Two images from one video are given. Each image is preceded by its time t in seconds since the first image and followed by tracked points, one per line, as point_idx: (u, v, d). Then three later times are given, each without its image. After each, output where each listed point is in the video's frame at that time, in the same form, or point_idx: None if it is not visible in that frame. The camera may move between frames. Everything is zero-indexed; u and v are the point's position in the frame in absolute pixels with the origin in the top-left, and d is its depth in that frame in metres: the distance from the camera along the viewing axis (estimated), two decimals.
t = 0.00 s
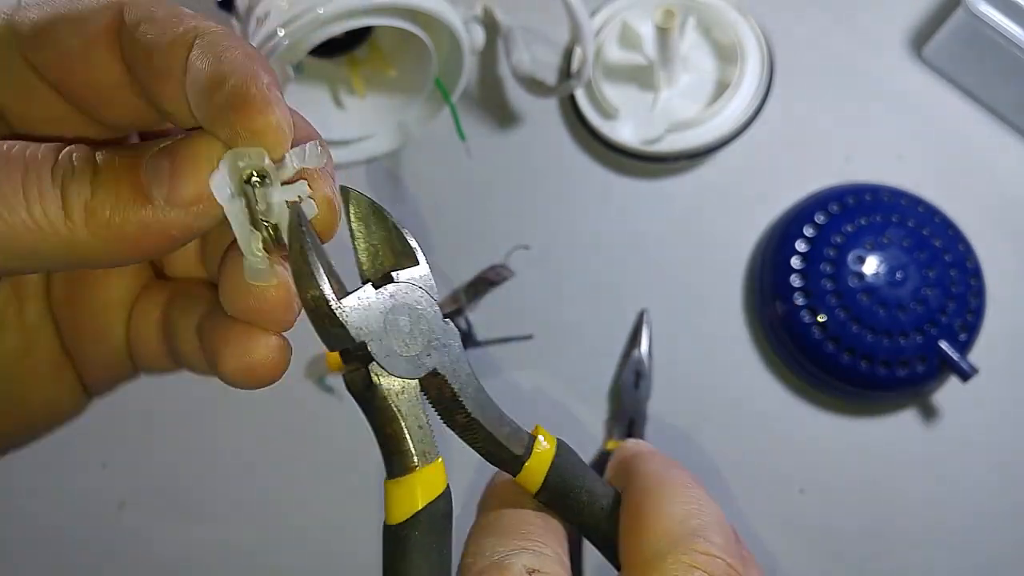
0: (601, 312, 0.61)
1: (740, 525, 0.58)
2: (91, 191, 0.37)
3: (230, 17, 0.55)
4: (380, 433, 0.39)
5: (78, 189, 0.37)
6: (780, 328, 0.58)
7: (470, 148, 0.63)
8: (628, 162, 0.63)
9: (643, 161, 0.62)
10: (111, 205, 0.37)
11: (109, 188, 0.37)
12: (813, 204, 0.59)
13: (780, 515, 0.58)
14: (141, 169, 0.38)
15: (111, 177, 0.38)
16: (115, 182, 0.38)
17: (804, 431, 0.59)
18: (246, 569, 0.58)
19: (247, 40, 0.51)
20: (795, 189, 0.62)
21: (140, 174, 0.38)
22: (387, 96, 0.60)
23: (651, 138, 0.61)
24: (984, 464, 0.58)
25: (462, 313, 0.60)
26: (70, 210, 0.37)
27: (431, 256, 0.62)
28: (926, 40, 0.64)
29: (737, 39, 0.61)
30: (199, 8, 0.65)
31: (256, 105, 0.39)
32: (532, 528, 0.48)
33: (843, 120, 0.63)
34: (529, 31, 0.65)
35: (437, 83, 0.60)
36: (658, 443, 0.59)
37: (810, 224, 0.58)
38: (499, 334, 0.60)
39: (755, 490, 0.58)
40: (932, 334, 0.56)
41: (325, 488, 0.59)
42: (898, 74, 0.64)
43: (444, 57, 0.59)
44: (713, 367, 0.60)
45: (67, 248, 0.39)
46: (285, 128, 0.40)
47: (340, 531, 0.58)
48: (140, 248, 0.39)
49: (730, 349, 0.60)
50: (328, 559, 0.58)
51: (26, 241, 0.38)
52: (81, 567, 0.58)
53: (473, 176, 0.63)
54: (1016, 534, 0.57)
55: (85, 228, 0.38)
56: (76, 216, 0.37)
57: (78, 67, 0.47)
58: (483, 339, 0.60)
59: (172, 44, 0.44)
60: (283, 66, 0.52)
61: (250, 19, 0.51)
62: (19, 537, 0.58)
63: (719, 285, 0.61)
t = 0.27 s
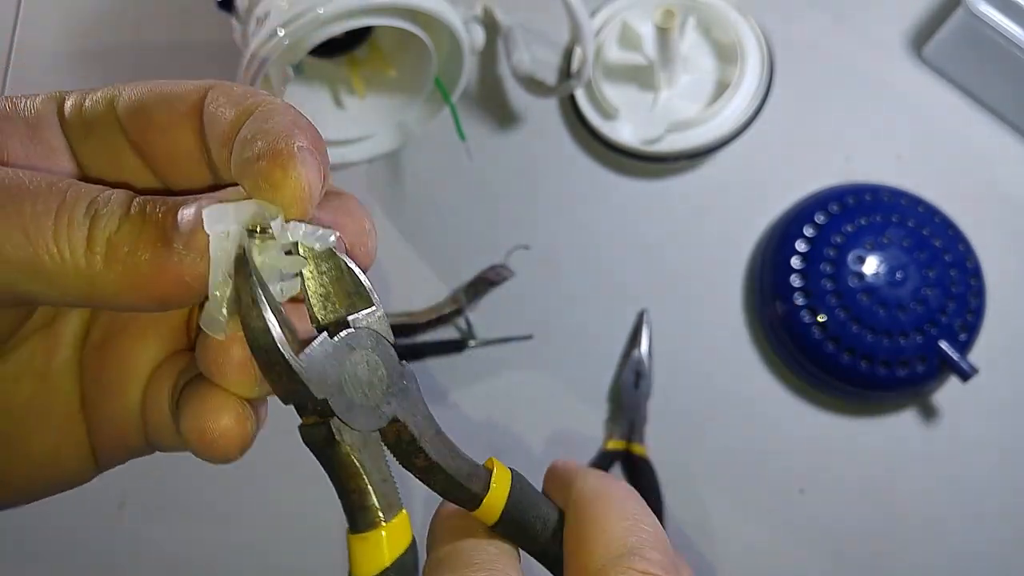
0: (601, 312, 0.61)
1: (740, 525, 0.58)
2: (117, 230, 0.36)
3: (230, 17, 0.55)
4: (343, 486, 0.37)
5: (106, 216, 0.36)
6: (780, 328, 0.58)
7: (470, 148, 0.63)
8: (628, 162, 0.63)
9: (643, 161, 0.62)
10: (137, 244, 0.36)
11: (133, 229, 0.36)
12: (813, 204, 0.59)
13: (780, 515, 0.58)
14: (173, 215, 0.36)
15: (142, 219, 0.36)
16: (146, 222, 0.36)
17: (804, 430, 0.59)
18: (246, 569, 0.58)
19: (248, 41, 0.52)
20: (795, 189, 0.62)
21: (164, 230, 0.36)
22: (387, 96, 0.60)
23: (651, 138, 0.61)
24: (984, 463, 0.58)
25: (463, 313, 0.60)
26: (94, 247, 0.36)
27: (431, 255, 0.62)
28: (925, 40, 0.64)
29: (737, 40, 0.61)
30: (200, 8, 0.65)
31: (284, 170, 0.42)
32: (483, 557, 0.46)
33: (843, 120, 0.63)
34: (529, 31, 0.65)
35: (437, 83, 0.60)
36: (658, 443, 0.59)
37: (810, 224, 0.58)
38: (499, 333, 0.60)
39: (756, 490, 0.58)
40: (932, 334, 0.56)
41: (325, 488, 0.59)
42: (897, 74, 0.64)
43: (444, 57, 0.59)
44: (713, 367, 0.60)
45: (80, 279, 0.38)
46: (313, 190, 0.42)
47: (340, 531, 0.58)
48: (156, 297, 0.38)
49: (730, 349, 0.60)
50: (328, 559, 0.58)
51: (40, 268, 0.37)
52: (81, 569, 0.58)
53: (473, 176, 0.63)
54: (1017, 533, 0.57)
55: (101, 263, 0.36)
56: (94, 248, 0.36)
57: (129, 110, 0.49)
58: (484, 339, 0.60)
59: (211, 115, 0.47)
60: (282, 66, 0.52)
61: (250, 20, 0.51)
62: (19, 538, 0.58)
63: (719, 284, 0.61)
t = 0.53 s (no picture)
0: (601, 312, 0.61)
1: (739, 524, 0.58)
2: (170, 201, 0.34)
3: (230, 17, 0.55)
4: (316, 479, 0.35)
5: (186, 189, 0.34)
6: (780, 328, 0.58)
7: (470, 148, 0.63)
8: (628, 162, 0.63)
9: (643, 161, 0.62)
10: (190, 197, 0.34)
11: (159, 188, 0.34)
12: (813, 204, 0.59)
13: (780, 515, 0.58)
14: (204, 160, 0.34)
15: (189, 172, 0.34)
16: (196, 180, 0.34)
17: (804, 430, 0.59)
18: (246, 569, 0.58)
19: (247, 41, 0.52)
20: (794, 189, 0.62)
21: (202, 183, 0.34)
22: (386, 96, 0.60)
23: (651, 138, 0.61)
24: (984, 463, 0.58)
25: (463, 313, 0.60)
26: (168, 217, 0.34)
27: (431, 255, 0.62)
28: (926, 40, 0.64)
29: (737, 39, 0.61)
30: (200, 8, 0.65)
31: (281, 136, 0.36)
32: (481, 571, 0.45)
33: (843, 120, 0.63)
34: (529, 31, 0.65)
35: (437, 83, 0.59)
36: (658, 443, 0.59)
37: (810, 224, 0.58)
38: (499, 334, 0.60)
39: (756, 490, 0.58)
40: (932, 334, 0.56)
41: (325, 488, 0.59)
42: (898, 74, 0.64)
43: (444, 57, 0.59)
44: (713, 367, 0.60)
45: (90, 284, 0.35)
46: (301, 170, 0.37)
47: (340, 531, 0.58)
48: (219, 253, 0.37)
49: (730, 349, 0.60)
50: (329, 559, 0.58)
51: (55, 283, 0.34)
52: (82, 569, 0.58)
53: (473, 176, 0.63)
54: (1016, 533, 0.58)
55: (168, 226, 0.34)
56: (160, 216, 0.34)
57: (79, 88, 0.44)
58: (484, 340, 0.60)
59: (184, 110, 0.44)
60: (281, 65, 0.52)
61: (250, 20, 0.51)
62: (20, 538, 0.58)
63: (719, 284, 0.61)
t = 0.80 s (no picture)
0: (601, 312, 0.61)
1: (739, 524, 0.58)
2: (24, 170, 0.36)
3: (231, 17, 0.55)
4: (247, 483, 0.34)
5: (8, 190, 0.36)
6: (780, 328, 0.58)
7: (470, 148, 0.63)
8: (628, 162, 0.63)
9: (643, 161, 0.62)
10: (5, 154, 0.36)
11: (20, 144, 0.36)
12: (813, 204, 0.59)
13: (780, 515, 0.58)
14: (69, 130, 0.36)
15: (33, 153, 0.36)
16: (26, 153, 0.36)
17: (804, 430, 0.59)
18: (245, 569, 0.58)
19: (248, 41, 0.52)
20: (794, 189, 0.62)
21: None
22: (386, 96, 0.60)
23: (651, 138, 0.61)
24: (984, 463, 0.58)
25: (463, 313, 0.60)
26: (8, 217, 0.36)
27: (431, 255, 0.62)
28: (926, 40, 0.64)
29: (737, 39, 0.61)
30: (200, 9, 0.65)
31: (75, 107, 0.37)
32: None
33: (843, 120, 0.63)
34: (529, 31, 0.65)
35: (437, 83, 0.60)
36: (658, 443, 0.59)
37: (810, 224, 0.58)
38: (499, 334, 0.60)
39: (756, 490, 0.58)
40: (932, 334, 0.56)
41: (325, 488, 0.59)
42: (898, 74, 0.64)
43: (444, 57, 0.59)
44: (713, 367, 0.60)
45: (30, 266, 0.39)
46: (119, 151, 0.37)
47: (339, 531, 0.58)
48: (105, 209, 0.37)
49: (730, 349, 0.60)
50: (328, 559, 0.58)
51: None
52: (81, 568, 0.58)
53: (473, 176, 0.63)
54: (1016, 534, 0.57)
55: None
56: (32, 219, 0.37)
57: (2, 9, 0.41)
58: (484, 339, 0.60)
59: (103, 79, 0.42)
60: (282, 66, 0.51)
61: (250, 20, 0.51)
62: (19, 536, 0.58)
63: (719, 284, 0.61)
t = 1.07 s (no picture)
0: (601, 312, 0.61)
1: (738, 524, 0.58)
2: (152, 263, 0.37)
3: (230, 16, 0.55)
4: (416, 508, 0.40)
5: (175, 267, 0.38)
6: (780, 328, 0.58)
7: (470, 147, 0.63)
8: (628, 162, 0.63)
9: (644, 161, 0.62)
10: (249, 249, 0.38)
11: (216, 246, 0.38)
12: (813, 204, 0.59)
13: (780, 514, 0.58)
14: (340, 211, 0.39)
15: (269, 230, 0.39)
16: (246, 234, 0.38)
17: (804, 430, 0.59)
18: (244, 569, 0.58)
19: (248, 41, 0.52)
20: (795, 189, 0.62)
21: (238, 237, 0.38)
22: (386, 96, 0.60)
23: (651, 138, 0.61)
24: (984, 463, 0.58)
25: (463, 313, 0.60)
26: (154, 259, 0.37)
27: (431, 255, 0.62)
28: (926, 40, 0.64)
29: (737, 39, 0.61)
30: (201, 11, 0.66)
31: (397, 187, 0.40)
32: None
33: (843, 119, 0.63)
34: (529, 30, 0.65)
35: (437, 83, 0.60)
36: (658, 443, 0.59)
37: (810, 224, 0.58)
38: (499, 334, 0.60)
39: (756, 489, 0.58)
40: (932, 334, 0.56)
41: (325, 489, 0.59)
42: (898, 74, 0.64)
43: (444, 56, 0.59)
44: (713, 367, 0.60)
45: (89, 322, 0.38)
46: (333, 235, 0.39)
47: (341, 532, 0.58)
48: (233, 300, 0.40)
49: (730, 349, 0.60)
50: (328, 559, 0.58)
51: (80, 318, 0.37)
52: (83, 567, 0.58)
53: (473, 176, 0.63)
54: (1017, 533, 0.57)
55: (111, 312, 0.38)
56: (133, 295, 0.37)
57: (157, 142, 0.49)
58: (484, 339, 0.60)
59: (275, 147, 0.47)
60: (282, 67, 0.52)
61: (250, 20, 0.51)
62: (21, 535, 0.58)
63: (719, 284, 0.61)
